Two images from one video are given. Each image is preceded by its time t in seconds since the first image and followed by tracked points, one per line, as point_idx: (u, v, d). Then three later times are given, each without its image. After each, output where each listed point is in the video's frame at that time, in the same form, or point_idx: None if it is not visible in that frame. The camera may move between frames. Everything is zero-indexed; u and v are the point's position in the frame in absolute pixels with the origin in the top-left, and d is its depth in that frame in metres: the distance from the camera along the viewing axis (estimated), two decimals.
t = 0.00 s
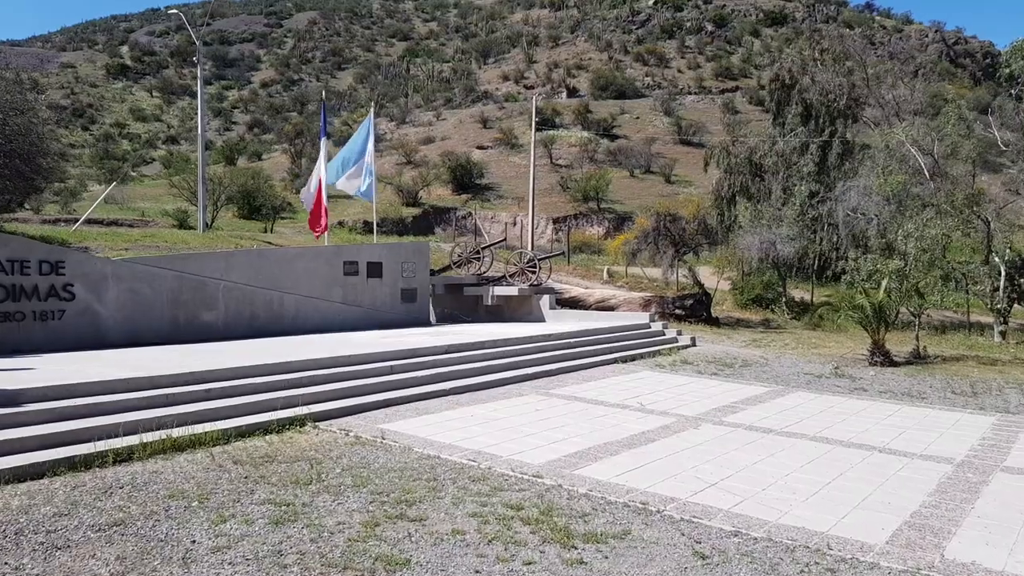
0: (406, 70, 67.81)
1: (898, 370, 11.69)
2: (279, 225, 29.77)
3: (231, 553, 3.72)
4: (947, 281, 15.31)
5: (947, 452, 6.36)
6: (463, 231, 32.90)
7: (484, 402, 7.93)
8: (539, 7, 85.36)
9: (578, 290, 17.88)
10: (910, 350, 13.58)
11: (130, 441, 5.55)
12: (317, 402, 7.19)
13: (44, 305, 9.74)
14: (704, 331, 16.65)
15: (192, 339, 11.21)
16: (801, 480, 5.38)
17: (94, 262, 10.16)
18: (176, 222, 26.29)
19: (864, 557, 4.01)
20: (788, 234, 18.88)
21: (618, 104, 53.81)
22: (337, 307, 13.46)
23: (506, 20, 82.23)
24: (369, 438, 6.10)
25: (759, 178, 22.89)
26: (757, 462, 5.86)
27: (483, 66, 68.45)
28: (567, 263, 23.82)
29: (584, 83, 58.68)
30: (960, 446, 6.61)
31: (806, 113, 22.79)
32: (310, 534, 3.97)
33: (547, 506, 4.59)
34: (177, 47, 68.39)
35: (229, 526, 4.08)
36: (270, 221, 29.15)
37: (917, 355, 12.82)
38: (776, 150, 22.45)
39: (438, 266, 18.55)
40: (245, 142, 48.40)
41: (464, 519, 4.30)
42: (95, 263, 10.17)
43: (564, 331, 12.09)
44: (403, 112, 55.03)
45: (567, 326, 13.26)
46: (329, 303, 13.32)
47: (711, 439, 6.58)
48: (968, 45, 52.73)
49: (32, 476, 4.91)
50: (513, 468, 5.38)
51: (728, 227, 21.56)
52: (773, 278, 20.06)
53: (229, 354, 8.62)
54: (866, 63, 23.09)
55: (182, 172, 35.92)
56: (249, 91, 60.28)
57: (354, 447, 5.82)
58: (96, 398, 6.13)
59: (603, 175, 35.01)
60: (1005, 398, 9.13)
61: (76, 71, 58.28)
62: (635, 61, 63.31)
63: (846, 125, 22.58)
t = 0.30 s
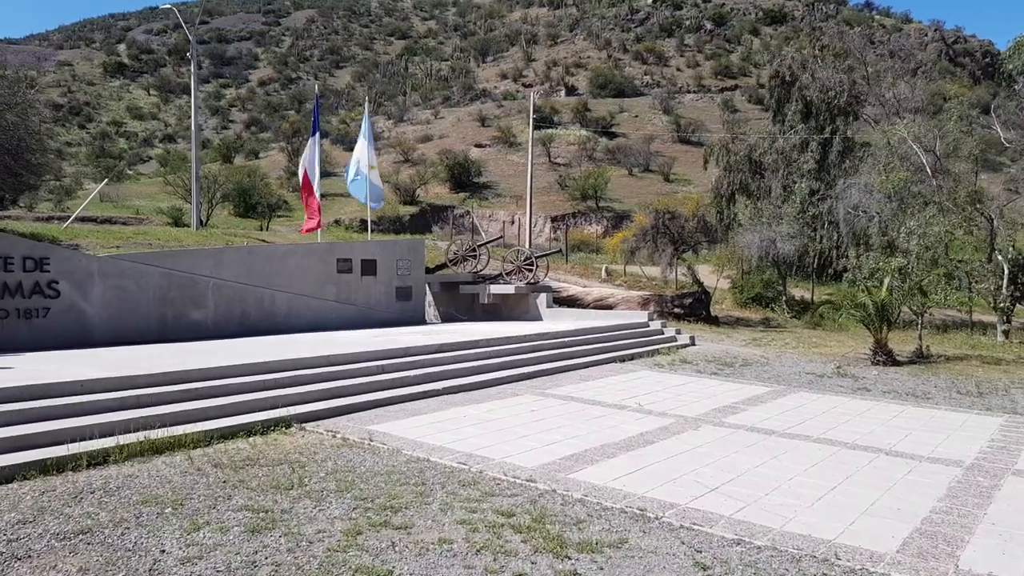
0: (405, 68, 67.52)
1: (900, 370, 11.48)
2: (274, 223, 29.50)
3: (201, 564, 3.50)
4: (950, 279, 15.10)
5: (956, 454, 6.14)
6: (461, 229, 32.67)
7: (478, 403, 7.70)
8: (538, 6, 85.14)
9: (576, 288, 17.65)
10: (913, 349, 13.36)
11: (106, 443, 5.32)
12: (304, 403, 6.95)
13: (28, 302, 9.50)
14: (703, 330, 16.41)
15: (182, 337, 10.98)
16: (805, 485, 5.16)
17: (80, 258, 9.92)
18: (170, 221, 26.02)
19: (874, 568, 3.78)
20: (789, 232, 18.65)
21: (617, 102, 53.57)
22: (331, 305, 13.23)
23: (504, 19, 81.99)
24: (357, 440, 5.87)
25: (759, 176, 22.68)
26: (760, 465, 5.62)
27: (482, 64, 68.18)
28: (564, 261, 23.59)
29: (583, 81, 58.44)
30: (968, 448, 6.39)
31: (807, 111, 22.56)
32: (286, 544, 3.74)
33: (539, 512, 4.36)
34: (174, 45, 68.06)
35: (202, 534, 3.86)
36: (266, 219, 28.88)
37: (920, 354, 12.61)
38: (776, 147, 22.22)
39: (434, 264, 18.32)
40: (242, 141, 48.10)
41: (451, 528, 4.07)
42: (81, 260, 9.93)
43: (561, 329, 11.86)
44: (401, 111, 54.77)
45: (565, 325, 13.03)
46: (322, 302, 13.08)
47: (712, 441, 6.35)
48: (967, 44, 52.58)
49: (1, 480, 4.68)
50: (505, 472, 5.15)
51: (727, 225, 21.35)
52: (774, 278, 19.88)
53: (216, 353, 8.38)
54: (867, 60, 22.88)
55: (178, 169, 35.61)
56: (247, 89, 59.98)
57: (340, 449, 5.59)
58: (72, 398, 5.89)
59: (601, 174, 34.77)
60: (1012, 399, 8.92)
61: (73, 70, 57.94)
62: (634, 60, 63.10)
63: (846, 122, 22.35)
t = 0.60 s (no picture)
0: (403, 67, 67.25)
1: (903, 373, 11.29)
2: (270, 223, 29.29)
3: None
4: (954, 280, 14.88)
5: (965, 463, 5.93)
6: (458, 229, 32.47)
7: (470, 408, 7.48)
8: (537, 6, 84.90)
9: (574, 288, 17.43)
10: (916, 351, 13.13)
11: (81, 452, 5.10)
12: (292, 410, 6.73)
13: (13, 304, 9.27)
14: (702, 331, 16.15)
15: (171, 339, 10.75)
16: (810, 496, 4.95)
17: (66, 259, 9.68)
18: (166, 220, 25.82)
19: None
20: (789, 232, 18.56)
21: (615, 102, 53.34)
22: (324, 306, 12.99)
23: (503, 18, 81.77)
24: (344, 448, 5.66)
25: (758, 175, 22.45)
26: (760, 476, 5.39)
27: (480, 64, 67.93)
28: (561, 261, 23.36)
29: (581, 81, 58.21)
30: (975, 456, 6.18)
31: (807, 109, 22.33)
32: (263, 563, 3.53)
33: (531, 527, 4.15)
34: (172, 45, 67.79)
35: (174, 553, 3.64)
36: (262, 219, 28.67)
37: (923, 356, 12.39)
38: (776, 147, 21.99)
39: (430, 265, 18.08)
40: (239, 140, 47.85)
41: (440, 545, 3.86)
42: (67, 260, 9.69)
43: (558, 331, 11.66)
44: (399, 110, 54.53)
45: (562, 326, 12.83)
46: (315, 303, 12.86)
47: (713, 448, 6.13)
48: (967, 45, 52.44)
49: None
50: (497, 483, 4.93)
51: (727, 225, 21.12)
52: (773, 277, 19.54)
53: (202, 356, 8.15)
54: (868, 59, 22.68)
55: (174, 169, 35.36)
56: (244, 89, 59.72)
57: (326, 458, 5.38)
58: (49, 403, 5.68)
59: (600, 173, 34.55)
60: (1020, 403, 8.70)
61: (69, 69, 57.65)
62: (633, 59, 62.89)
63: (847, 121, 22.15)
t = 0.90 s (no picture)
0: (401, 65, 66.99)
1: (906, 372, 11.10)
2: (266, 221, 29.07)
3: None
4: (956, 278, 14.71)
5: (974, 465, 5.74)
6: (456, 228, 32.29)
7: (463, 409, 7.26)
8: (536, 5, 84.70)
9: (572, 287, 17.23)
10: (919, 351, 12.94)
11: (56, 454, 4.89)
12: (279, 410, 6.51)
13: None
14: (701, 331, 15.96)
15: (160, 337, 10.54)
16: (815, 500, 4.75)
17: (51, 255, 9.45)
18: (161, 218, 25.61)
19: None
20: (788, 230, 18.33)
21: (614, 100, 53.12)
22: (317, 305, 12.78)
23: (501, 17, 81.52)
24: (330, 451, 5.44)
25: (757, 173, 22.28)
26: (763, 479, 5.18)
27: (478, 63, 67.71)
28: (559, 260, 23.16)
29: (580, 79, 57.99)
30: (985, 458, 5.98)
31: (807, 107, 22.15)
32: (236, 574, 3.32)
33: (524, 534, 3.95)
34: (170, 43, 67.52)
35: (143, 564, 3.42)
36: (258, 217, 28.44)
37: (926, 356, 12.21)
38: (775, 144, 21.81)
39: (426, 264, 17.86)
40: (236, 138, 47.61)
41: (426, 553, 3.65)
42: (52, 256, 9.45)
43: (555, 330, 11.47)
44: (397, 108, 54.29)
45: (559, 325, 12.64)
46: (307, 301, 12.63)
47: (714, 451, 5.93)
48: (966, 44, 52.30)
49: None
50: (489, 488, 4.72)
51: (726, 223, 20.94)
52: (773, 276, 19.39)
53: (188, 354, 7.92)
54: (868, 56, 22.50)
55: (171, 167, 35.12)
56: (242, 87, 59.48)
57: (313, 461, 5.16)
58: (23, 404, 5.45)
59: (598, 171, 34.35)
60: None
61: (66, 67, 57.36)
62: (632, 58, 62.66)
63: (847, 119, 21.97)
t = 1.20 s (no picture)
0: (399, 65, 66.70)
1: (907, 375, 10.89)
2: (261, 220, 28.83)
3: None
4: (957, 278, 14.55)
5: (981, 474, 5.53)
6: (452, 227, 32.10)
7: (454, 415, 7.04)
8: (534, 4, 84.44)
9: (569, 287, 17.01)
10: (920, 353, 12.73)
11: (23, 464, 4.67)
12: (262, 416, 6.30)
13: None
14: (699, 332, 15.75)
15: (147, 339, 10.31)
16: (817, 513, 4.54)
17: (34, 255, 9.23)
18: (155, 218, 25.36)
19: None
20: (787, 229, 18.11)
21: (612, 99, 52.88)
22: (308, 306, 12.56)
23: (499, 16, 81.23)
24: (312, 460, 5.22)
25: (756, 172, 22.09)
26: (763, 490, 4.95)
27: (476, 62, 67.44)
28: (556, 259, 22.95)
29: (578, 78, 57.76)
30: (993, 467, 5.76)
31: (806, 105, 21.97)
32: None
33: (511, 553, 3.73)
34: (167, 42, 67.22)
35: None
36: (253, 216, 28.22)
37: (927, 358, 12.00)
38: (774, 143, 21.63)
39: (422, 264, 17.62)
40: (232, 137, 47.35)
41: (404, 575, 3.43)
42: (35, 257, 9.23)
43: (550, 331, 11.25)
44: (394, 107, 54.03)
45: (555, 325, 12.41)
46: (299, 302, 12.41)
47: (712, 459, 5.71)
48: (964, 43, 52.12)
49: None
50: (477, 501, 4.50)
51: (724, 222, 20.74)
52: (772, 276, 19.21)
53: (171, 358, 7.70)
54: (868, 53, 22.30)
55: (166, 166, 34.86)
56: (239, 86, 59.20)
57: (293, 472, 4.94)
58: None
59: (596, 170, 34.14)
60: None
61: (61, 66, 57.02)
62: (630, 57, 62.42)
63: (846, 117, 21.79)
